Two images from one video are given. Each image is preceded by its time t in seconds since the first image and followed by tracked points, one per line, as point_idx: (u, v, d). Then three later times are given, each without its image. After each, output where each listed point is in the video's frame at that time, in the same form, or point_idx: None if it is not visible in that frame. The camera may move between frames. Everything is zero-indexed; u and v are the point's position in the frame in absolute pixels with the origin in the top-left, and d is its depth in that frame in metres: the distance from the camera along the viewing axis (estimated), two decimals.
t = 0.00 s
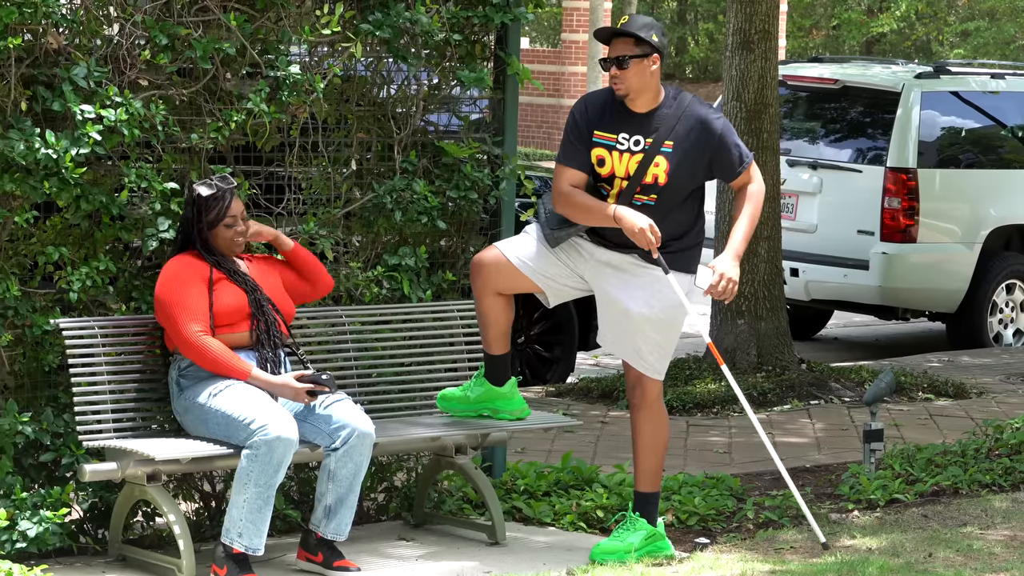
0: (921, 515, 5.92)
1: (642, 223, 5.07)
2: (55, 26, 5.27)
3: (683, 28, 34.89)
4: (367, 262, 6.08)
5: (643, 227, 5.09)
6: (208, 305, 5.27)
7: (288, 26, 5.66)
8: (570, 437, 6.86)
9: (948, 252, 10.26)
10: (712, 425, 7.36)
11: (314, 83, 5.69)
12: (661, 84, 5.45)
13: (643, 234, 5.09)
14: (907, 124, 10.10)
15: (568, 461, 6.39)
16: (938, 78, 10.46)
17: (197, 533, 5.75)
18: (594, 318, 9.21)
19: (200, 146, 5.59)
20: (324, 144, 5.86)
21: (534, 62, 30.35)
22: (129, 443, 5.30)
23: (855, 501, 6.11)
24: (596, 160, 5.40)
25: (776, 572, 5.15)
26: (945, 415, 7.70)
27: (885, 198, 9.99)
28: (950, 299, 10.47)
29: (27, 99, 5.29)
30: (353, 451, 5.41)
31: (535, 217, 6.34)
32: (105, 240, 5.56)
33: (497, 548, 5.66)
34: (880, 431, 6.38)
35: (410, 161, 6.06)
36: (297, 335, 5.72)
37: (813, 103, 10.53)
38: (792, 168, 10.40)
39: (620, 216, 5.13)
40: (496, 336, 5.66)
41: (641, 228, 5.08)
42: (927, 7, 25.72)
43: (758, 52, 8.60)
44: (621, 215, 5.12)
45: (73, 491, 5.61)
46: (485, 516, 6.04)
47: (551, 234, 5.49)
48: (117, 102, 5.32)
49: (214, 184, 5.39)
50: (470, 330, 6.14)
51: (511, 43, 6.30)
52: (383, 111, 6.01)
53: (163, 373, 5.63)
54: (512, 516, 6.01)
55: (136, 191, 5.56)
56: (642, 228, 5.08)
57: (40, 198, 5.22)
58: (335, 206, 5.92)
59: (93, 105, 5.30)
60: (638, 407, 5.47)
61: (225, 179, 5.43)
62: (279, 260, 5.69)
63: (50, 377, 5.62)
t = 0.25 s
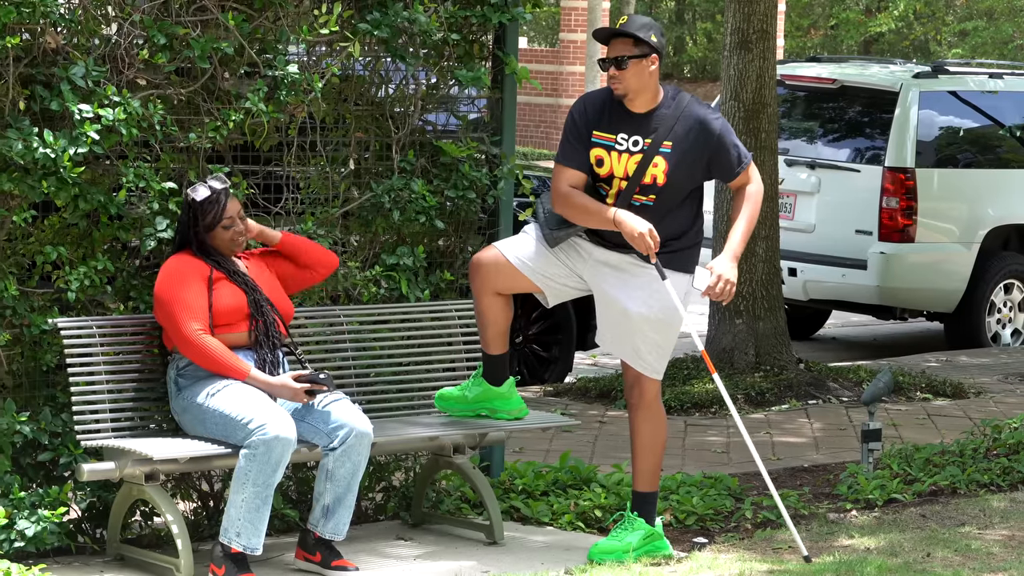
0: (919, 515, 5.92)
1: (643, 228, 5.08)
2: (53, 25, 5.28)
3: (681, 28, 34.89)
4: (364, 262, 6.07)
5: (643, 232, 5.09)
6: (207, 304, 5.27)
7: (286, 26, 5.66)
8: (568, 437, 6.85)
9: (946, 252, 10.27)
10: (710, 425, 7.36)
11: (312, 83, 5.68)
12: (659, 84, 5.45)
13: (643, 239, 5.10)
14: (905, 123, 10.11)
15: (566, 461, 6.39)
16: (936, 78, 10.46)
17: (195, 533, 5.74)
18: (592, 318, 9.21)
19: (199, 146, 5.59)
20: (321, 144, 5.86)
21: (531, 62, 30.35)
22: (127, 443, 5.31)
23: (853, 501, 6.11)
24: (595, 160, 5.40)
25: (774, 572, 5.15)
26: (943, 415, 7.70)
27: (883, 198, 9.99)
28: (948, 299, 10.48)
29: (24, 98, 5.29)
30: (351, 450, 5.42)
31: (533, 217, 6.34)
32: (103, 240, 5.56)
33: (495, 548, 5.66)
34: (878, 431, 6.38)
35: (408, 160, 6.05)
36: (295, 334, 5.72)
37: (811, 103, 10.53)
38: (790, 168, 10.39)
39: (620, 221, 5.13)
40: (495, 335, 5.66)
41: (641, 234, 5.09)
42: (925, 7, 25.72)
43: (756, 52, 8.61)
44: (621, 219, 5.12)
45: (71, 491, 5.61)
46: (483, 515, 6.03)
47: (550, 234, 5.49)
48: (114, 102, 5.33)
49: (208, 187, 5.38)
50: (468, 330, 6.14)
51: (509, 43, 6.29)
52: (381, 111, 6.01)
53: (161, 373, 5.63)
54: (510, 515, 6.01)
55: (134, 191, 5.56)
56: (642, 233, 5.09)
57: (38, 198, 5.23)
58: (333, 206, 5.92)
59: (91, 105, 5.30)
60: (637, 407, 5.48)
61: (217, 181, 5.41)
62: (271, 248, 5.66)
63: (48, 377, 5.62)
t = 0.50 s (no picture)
0: (918, 515, 5.92)
1: (637, 235, 5.10)
2: (51, 25, 5.28)
3: (680, 27, 34.87)
4: (363, 262, 6.07)
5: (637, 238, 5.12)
6: (206, 303, 5.27)
7: (284, 26, 5.67)
8: (567, 437, 6.86)
9: (945, 252, 10.27)
10: (709, 424, 7.36)
11: (310, 83, 5.68)
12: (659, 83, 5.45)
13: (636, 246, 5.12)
14: (904, 124, 10.10)
15: (564, 461, 6.39)
16: (935, 78, 10.46)
17: (194, 533, 5.74)
18: (591, 318, 9.21)
19: (197, 146, 5.59)
20: (320, 144, 5.86)
21: (530, 62, 30.34)
22: (126, 443, 5.32)
23: (852, 501, 6.11)
24: (594, 160, 5.40)
25: (772, 572, 5.15)
26: (942, 415, 7.70)
27: (882, 198, 9.99)
28: (947, 299, 10.48)
29: (23, 98, 5.30)
30: (350, 450, 5.43)
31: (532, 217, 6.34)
32: (102, 240, 5.56)
33: (494, 548, 5.66)
34: (877, 431, 6.38)
35: (407, 160, 6.05)
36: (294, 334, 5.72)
37: (810, 103, 10.53)
38: (788, 168, 10.39)
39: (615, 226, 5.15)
40: (495, 334, 5.66)
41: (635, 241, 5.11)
42: (925, 6, 25.72)
43: (754, 52, 8.60)
44: (616, 225, 5.14)
45: (70, 491, 5.61)
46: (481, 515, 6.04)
47: (549, 233, 5.50)
48: (113, 102, 5.34)
49: (199, 191, 5.40)
50: (467, 330, 6.14)
51: (507, 43, 6.28)
52: (379, 111, 6.01)
53: (159, 372, 5.64)
54: (509, 515, 6.01)
55: (132, 191, 5.57)
56: (636, 240, 5.11)
57: (37, 198, 5.23)
58: (331, 206, 5.92)
59: (90, 105, 5.31)
60: (636, 406, 5.49)
61: (207, 184, 5.43)
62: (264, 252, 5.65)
63: (46, 377, 5.62)
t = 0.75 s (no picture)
0: (918, 515, 5.92)
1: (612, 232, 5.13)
2: (51, 26, 5.29)
3: (679, 29, 34.87)
4: (362, 263, 6.06)
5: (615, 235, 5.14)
6: (203, 304, 5.27)
7: (284, 26, 5.67)
8: (566, 438, 6.85)
9: (945, 253, 10.27)
10: (709, 425, 7.35)
11: (310, 83, 5.68)
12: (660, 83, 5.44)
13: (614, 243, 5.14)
14: (904, 124, 10.10)
15: (564, 461, 6.38)
16: (934, 78, 10.46)
17: (193, 533, 5.74)
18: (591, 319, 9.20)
19: (197, 146, 5.59)
20: (320, 144, 5.86)
21: (529, 63, 30.34)
22: (125, 443, 5.32)
23: (851, 501, 6.11)
24: (592, 159, 5.41)
25: (772, 572, 5.15)
26: (942, 415, 7.70)
27: (882, 199, 9.99)
28: (947, 300, 10.49)
29: (22, 98, 5.30)
30: (349, 450, 5.43)
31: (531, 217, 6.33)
32: (102, 240, 5.56)
33: (493, 548, 5.66)
34: (876, 431, 6.38)
35: (406, 161, 6.04)
36: (293, 334, 5.72)
37: (810, 104, 10.53)
38: (788, 168, 10.40)
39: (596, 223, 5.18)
40: (495, 334, 5.66)
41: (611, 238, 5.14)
42: (924, 8, 25.72)
43: (754, 53, 8.60)
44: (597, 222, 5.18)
45: (69, 491, 5.60)
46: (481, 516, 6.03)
47: (548, 234, 5.50)
48: (113, 102, 5.35)
49: (194, 192, 5.39)
50: (467, 330, 6.13)
51: (507, 43, 6.28)
52: (379, 111, 6.00)
53: (158, 372, 5.64)
54: (508, 516, 6.01)
55: (132, 191, 5.57)
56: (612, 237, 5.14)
57: (36, 198, 5.23)
58: (331, 206, 5.92)
59: (89, 105, 5.32)
60: (635, 406, 5.50)
61: (203, 185, 5.42)
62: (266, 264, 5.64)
63: (46, 377, 5.62)
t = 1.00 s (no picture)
0: (918, 515, 5.92)
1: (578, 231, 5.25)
2: (51, 26, 5.29)
3: (680, 29, 34.85)
4: (363, 263, 6.06)
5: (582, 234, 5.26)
6: (203, 306, 5.27)
7: (284, 27, 5.67)
8: (567, 438, 6.84)
9: (945, 253, 10.27)
10: (709, 425, 7.35)
11: (310, 83, 5.68)
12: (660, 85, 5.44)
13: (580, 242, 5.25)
14: (904, 124, 10.10)
15: (565, 462, 6.38)
16: (935, 78, 10.46)
17: (194, 534, 5.74)
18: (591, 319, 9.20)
19: (197, 147, 5.59)
20: (320, 144, 5.85)
21: (530, 64, 30.33)
22: (125, 444, 5.33)
23: (852, 502, 6.10)
24: (591, 160, 5.42)
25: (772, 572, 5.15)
26: (942, 416, 7.70)
27: (882, 199, 9.99)
28: (947, 300, 10.49)
29: (22, 99, 5.30)
30: (350, 451, 5.43)
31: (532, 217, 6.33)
32: (102, 240, 5.56)
33: (494, 548, 5.66)
34: (877, 431, 6.37)
35: (407, 161, 6.04)
36: (293, 335, 5.72)
37: (810, 104, 10.54)
38: (789, 168, 10.41)
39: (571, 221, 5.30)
40: (495, 335, 5.66)
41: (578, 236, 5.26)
42: (925, 8, 25.69)
43: (754, 53, 8.60)
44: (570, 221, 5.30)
45: (70, 491, 5.60)
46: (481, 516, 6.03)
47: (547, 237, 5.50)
48: (113, 102, 5.35)
49: (200, 194, 5.39)
50: (467, 331, 6.13)
51: (507, 43, 6.27)
52: (379, 112, 5.99)
53: (158, 373, 5.64)
54: (509, 516, 6.00)
55: (132, 191, 5.57)
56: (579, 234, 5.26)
57: (36, 198, 5.24)
58: (331, 207, 5.91)
59: (89, 105, 5.32)
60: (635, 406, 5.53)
61: (207, 187, 5.43)
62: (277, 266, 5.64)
63: (46, 378, 5.62)
